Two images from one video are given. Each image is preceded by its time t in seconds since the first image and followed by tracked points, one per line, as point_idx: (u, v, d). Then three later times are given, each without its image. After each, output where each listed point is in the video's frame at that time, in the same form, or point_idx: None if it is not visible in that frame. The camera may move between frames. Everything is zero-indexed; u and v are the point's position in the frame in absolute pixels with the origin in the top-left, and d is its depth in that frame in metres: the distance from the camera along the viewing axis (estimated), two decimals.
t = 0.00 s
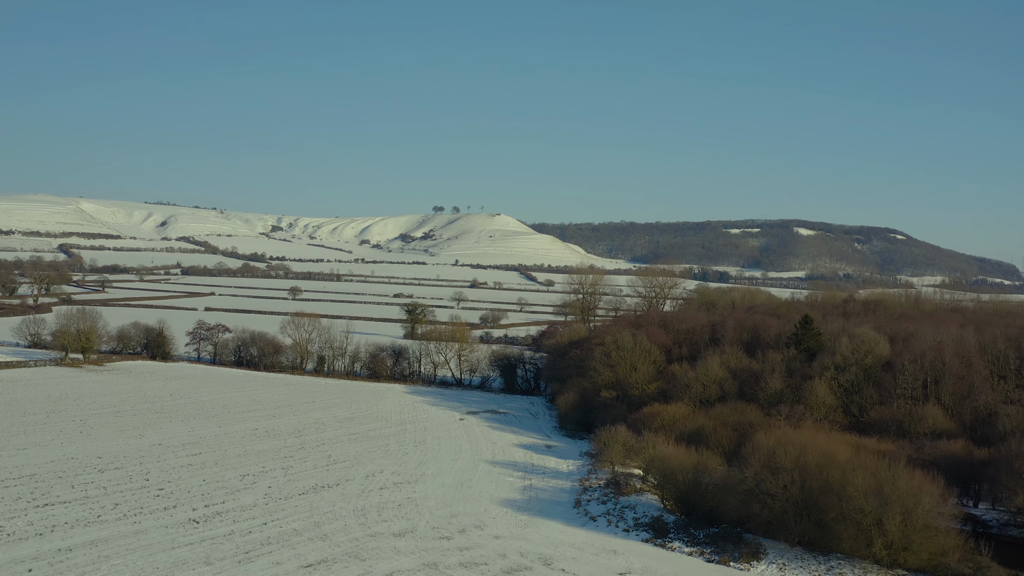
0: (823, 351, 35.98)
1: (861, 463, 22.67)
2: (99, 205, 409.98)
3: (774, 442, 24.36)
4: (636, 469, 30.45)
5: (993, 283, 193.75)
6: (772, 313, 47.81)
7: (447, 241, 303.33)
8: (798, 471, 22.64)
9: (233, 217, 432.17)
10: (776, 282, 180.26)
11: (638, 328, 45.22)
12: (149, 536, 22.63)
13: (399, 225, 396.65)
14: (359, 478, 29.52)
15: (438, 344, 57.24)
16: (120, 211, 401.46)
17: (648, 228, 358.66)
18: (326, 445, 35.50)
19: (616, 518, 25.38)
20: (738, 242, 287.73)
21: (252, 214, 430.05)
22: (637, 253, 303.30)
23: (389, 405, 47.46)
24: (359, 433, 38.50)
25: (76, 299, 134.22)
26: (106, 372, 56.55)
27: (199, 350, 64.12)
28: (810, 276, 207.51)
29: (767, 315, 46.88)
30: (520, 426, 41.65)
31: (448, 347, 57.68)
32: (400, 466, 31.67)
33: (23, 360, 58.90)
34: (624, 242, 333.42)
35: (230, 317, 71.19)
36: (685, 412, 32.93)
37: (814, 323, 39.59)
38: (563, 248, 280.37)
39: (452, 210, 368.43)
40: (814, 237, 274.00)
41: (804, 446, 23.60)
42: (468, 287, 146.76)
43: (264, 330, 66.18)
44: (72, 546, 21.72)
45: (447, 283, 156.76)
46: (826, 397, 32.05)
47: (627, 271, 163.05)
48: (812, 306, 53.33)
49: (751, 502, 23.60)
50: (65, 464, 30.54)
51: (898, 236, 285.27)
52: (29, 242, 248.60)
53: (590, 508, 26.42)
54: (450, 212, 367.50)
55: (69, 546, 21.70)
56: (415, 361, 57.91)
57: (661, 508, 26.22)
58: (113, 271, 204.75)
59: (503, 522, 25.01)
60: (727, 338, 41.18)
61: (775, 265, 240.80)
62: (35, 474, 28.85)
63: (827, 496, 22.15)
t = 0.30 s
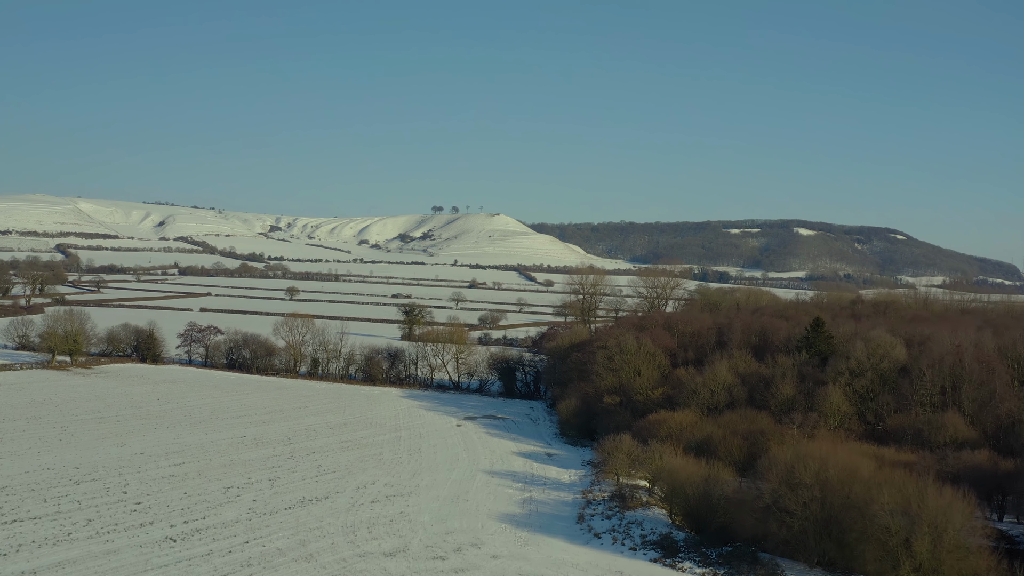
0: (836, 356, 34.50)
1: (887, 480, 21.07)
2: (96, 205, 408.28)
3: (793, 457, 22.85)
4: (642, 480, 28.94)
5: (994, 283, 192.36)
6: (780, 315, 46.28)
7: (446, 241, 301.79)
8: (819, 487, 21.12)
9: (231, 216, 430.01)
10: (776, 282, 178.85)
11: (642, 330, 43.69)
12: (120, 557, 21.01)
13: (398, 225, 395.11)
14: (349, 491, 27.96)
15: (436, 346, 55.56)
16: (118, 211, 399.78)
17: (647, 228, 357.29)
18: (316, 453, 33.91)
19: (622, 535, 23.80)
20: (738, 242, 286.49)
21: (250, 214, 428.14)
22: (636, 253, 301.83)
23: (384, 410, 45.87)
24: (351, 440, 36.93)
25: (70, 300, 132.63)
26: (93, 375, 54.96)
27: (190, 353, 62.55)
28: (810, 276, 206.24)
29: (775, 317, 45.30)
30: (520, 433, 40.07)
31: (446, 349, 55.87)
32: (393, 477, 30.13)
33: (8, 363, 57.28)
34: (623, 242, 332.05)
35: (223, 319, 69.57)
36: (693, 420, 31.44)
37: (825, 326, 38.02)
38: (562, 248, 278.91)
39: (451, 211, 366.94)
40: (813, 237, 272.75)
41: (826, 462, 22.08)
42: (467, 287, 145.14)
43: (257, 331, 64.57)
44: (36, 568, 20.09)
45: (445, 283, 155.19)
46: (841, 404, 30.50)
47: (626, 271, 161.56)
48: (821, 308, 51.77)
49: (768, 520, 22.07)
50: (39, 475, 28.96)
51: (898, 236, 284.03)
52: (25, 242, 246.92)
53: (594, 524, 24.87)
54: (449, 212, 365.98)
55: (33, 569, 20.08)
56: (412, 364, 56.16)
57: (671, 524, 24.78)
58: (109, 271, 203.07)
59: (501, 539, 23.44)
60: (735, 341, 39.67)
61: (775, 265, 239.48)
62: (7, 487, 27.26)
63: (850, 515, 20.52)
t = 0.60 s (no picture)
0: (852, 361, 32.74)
1: (924, 501, 18.99)
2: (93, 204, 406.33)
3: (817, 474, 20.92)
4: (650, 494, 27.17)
5: (996, 283, 190.86)
6: (790, 317, 44.50)
7: (445, 241, 300.22)
8: (847, 507, 19.19)
9: (230, 216, 428.47)
10: (777, 283, 177.48)
11: (647, 333, 41.91)
12: None
13: (397, 225, 393.38)
14: (338, 506, 26.18)
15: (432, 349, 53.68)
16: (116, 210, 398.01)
17: (647, 228, 355.82)
18: (305, 464, 32.17)
19: (630, 557, 22.01)
20: (738, 242, 285.05)
21: (248, 214, 426.38)
22: (636, 253, 300.36)
23: (377, 415, 44.13)
24: (342, 449, 35.19)
25: (63, 300, 130.86)
26: (78, 379, 53.23)
27: (180, 355, 60.75)
28: (810, 276, 204.91)
29: (785, 319, 43.53)
30: (519, 441, 38.32)
31: (443, 352, 53.94)
32: (385, 490, 28.32)
33: None
34: (623, 241, 330.65)
35: (215, 320, 67.79)
36: (703, 429, 29.66)
37: (839, 329, 36.25)
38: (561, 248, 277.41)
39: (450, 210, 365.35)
40: (813, 237, 271.45)
41: (854, 480, 20.12)
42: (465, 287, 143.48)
43: (249, 333, 62.76)
44: None
45: (443, 283, 153.52)
46: (859, 412, 28.73)
47: (626, 271, 160.07)
48: (831, 309, 50.01)
49: (790, 542, 20.11)
50: (7, 489, 27.19)
51: (899, 236, 282.86)
52: (20, 241, 244.94)
53: (600, 543, 23.09)
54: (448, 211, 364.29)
55: None
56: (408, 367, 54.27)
57: (683, 544, 23.06)
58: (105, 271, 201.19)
59: (498, 561, 21.71)
60: (745, 344, 37.92)
61: (775, 265, 238.10)
62: None
63: (881, 539, 18.48)
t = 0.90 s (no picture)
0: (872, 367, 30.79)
1: (972, 530, 16.93)
2: (90, 203, 404.19)
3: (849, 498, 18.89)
4: (660, 511, 25.22)
5: (999, 282, 188.89)
6: (802, 319, 42.48)
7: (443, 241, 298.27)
8: (885, 535, 17.16)
9: (228, 216, 426.37)
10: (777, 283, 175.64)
11: (653, 336, 39.91)
12: None
13: (395, 224, 391.33)
14: (321, 525, 24.18)
15: (428, 351, 51.57)
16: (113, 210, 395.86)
17: (646, 227, 353.91)
18: (290, 477, 30.18)
19: None
20: (738, 241, 283.22)
21: (245, 214, 424.09)
22: (636, 253, 298.44)
23: (369, 422, 42.11)
24: (331, 460, 33.17)
25: (55, 300, 128.72)
26: (60, 383, 51.20)
27: (167, 358, 58.69)
28: (811, 276, 203.09)
29: (796, 321, 41.53)
30: (518, 450, 36.30)
31: (439, 355, 51.75)
32: (374, 508, 26.30)
33: None
34: (622, 241, 328.74)
35: (205, 321, 65.75)
36: (716, 441, 27.78)
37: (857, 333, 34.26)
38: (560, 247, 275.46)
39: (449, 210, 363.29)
40: (814, 237, 269.61)
41: (892, 504, 18.07)
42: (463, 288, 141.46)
43: (239, 335, 60.69)
44: None
45: (441, 284, 151.45)
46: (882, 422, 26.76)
47: (626, 272, 158.10)
48: (843, 311, 48.03)
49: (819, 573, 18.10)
50: None
51: (899, 236, 281.08)
52: (15, 241, 242.72)
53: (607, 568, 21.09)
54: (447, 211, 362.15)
55: None
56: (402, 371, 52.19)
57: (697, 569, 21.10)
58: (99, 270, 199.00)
59: None
60: (756, 348, 35.94)
61: (775, 264, 236.27)
62: None
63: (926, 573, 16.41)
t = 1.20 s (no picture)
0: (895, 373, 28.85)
1: None
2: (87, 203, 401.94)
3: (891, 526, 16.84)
4: (670, 532, 23.18)
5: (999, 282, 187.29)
6: (814, 321, 40.46)
7: (441, 241, 296.27)
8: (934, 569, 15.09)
9: (225, 216, 424.04)
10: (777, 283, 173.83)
11: (659, 339, 37.88)
12: None
13: (394, 224, 389.29)
14: (301, 548, 22.12)
15: (423, 354, 49.49)
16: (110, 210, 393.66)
17: (646, 227, 352.06)
18: (271, 492, 28.11)
19: None
20: (738, 241, 281.44)
21: (243, 214, 422.33)
22: (635, 253, 296.66)
23: (360, 429, 40.00)
24: (316, 472, 31.06)
25: (46, 301, 126.49)
26: (39, 388, 49.08)
27: (153, 361, 56.59)
28: (811, 276, 201.32)
29: (809, 324, 39.52)
30: (516, 461, 34.19)
31: (435, 358, 49.44)
32: (360, 528, 24.23)
33: None
34: (621, 241, 326.93)
35: (193, 323, 63.61)
36: (730, 454, 25.78)
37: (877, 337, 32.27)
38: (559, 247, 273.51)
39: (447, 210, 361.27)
40: (813, 237, 267.91)
41: (941, 534, 16.03)
42: (461, 288, 139.33)
43: (228, 337, 58.57)
44: None
45: (438, 284, 149.41)
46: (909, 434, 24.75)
47: (625, 272, 156.11)
48: (856, 313, 45.97)
49: None
50: None
51: (899, 236, 279.61)
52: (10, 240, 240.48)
53: None
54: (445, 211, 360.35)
55: None
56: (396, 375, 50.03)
57: None
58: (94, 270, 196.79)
59: None
60: (769, 353, 33.92)
61: (776, 264, 234.53)
62: None
63: None
